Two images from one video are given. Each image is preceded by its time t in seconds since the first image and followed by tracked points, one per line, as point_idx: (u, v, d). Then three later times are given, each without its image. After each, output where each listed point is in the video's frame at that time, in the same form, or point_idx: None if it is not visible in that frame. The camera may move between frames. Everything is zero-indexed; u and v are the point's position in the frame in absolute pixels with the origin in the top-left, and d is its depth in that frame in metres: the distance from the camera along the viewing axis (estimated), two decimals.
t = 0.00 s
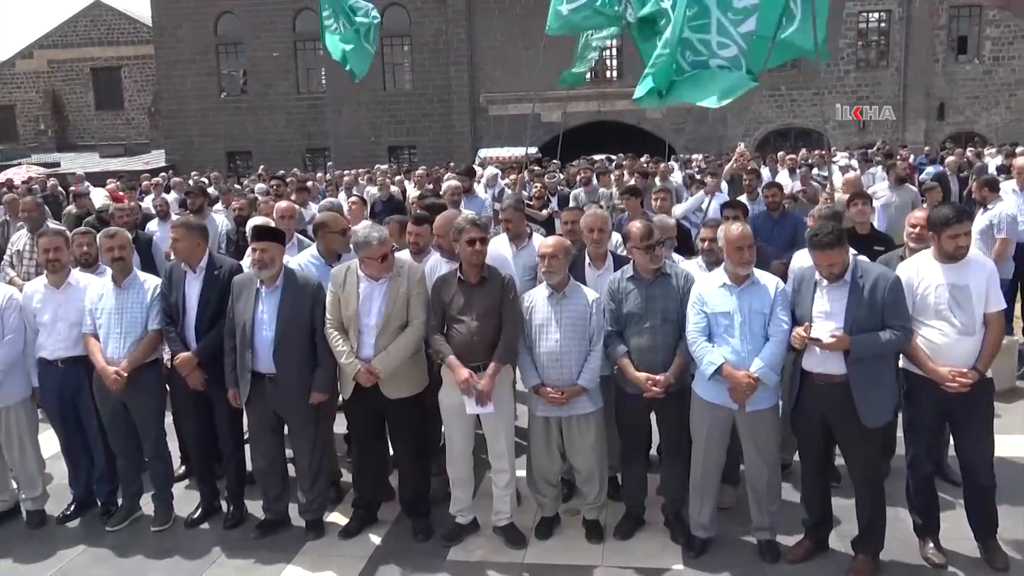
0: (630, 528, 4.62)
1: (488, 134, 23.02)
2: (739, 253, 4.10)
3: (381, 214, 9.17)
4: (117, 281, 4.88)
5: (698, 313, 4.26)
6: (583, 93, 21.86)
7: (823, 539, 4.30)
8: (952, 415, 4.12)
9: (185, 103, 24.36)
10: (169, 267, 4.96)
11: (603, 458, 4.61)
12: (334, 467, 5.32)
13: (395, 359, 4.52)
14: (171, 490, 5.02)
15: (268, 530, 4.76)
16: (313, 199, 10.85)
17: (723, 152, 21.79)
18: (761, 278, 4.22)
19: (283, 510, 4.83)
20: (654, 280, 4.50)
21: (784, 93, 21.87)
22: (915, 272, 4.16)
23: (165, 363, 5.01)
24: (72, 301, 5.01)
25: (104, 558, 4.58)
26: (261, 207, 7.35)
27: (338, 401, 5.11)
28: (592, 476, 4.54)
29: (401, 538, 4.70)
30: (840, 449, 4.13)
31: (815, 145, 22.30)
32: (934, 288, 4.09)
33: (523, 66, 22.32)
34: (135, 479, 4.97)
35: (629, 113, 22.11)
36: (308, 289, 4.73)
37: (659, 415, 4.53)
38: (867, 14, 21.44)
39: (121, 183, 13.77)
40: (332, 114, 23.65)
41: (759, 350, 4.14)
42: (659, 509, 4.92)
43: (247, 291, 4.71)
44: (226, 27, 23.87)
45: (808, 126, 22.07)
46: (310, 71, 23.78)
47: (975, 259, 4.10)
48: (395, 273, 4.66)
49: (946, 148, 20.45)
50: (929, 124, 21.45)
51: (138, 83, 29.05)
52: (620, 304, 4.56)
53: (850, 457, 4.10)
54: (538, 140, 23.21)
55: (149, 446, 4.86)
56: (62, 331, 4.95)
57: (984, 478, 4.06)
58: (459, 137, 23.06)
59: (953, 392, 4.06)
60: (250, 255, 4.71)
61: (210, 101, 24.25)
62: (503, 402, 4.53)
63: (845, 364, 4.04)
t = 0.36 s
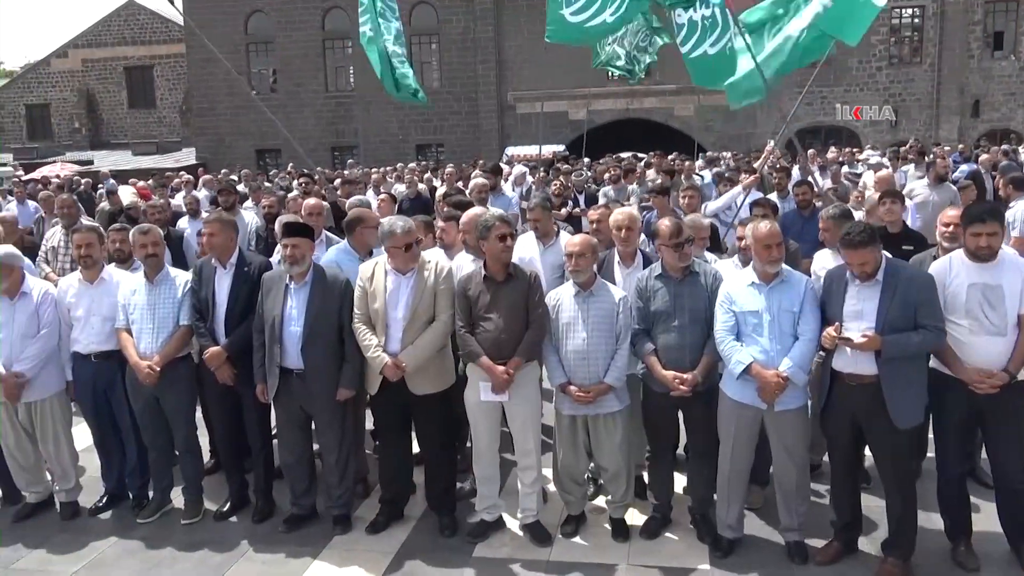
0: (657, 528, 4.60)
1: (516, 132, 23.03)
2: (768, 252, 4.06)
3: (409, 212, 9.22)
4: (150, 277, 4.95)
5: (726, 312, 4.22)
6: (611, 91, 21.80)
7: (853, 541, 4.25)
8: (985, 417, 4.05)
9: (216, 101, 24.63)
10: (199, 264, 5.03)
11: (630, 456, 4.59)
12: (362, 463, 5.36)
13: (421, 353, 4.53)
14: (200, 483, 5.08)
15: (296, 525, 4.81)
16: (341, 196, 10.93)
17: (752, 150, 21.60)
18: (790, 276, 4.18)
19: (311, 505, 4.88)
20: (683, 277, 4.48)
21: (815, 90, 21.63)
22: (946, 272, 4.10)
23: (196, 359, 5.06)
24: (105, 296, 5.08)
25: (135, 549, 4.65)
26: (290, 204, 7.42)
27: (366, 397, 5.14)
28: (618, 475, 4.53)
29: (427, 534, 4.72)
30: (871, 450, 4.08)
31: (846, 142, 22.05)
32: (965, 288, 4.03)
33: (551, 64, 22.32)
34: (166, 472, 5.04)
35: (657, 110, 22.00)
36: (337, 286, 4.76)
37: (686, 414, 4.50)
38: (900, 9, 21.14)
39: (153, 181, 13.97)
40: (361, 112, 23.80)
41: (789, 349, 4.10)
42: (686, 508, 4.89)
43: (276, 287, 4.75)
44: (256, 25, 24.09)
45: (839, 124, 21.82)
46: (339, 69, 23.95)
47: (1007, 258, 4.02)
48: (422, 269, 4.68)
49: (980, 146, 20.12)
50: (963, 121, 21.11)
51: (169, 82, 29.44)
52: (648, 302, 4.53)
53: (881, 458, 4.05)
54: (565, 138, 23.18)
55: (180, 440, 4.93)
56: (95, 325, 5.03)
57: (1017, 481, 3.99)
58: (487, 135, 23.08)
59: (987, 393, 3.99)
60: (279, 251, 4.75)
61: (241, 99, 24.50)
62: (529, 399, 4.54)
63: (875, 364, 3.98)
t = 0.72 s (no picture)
0: (687, 527, 4.57)
1: (546, 128, 23.01)
2: (802, 249, 4.01)
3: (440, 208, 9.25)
4: (184, 273, 5.02)
5: (759, 311, 4.18)
6: (642, 87, 21.69)
7: (888, 543, 4.19)
8: None
9: (249, 99, 24.89)
10: (231, 260, 5.08)
11: (660, 454, 4.56)
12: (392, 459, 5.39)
13: (450, 347, 4.53)
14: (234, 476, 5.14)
15: (327, 519, 4.85)
16: (372, 193, 11.00)
17: (786, 146, 21.37)
18: (825, 274, 4.12)
19: (342, 500, 4.91)
20: (715, 274, 4.44)
21: (849, 85, 21.34)
22: (986, 270, 4.04)
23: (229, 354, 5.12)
24: (141, 292, 5.16)
25: (170, 541, 4.72)
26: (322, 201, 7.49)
27: (396, 393, 5.16)
28: (649, 473, 4.51)
29: (457, 530, 4.73)
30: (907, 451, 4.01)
31: (881, 138, 21.72)
32: (1005, 286, 3.96)
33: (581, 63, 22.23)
34: (200, 466, 5.11)
35: (689, 107, 21.83)
36: (368, 283, 4.79)
37: (717, 413, 4.46)
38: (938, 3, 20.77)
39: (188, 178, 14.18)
40: (391, 109, 23.93)
41: (823, 348, 4.04)
42: (717, 507, 4.86)
43: (309, 282, 4.79)
44: (289, 23, 24.31)
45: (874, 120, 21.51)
46: (371, 67, 24.10)
47: None
48: (452, 265, 4.70)
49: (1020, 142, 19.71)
50: (1003, 116, 20.69)
51: (203, 80, 29.82)
52: (679, 299, 4.50)
53: (917, 459, 3.98)
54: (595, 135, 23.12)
55: (214, 433, 5.00)
56: (132, 320, 5.11)
57: None
58: (516, 131, 22.89)
59: None
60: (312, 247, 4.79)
61: (273, 97, 24.73)
62: (559, 396, 4.53)
63: (913, 364, 3.91)
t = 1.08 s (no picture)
0: (718, 525, 4.53)
1: (576, 124, 22.95)
2: (838, 249, 3.95)
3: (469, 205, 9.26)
4: (217, 268, 5.08)
5: (792, 309, 4.11)
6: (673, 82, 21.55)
7: (923, 545, 4.12)
8: None
9: (281, 96, 25.12)
10: (262, 255, 5.13)
11: (691, 452, 4.53)
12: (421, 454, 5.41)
13: (479, 342, 4.52)
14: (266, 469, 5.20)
15: (357, 513, 4.89)
16: (403, 190, 11.05)
17: (819, 142, 21.10)
18: (859, 272, 4.06)
19: (372, 494, 4.95)
20: (747, 270, 4.39)
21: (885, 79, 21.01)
22: None
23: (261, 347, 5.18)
24: (175, 286, 5.22)
25: (204, 533, 4.78)
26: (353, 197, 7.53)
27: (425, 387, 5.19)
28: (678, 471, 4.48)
29: (486, 525, 4.74)
30: (944, 452, 3.94)
31: (918, 134, 21.36)
32: None
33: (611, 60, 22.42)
34: (233, 458, 5.17)
35: (720, 102, 21.63)
36: (399, 278, 4.81)
37: (749, 411, 4.41)
38: None
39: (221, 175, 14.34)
40: (422, 105, 24.01)
41: (858, 346, 3.98)
42: (748, 507, 4.81)
43: (340, 278, 4.83)
44: (321, 21, 24.47)
45: (910, 115, 21.15)
46: (401, 63, 24.20)
47: None
48: (482, 260, 4.69)
49: None
50: None
51: (236, 77, 30.16)
52: (710, 295, 4.46)
53: (955, 460, 3.91)
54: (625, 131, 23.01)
55: (247, 426, 5.06)
56: (166, 315, 5.18)
57: None
58: (547, 128, 23.03)
59: None
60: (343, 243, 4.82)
61: (305, 93, 24.92)
62: (588, 392, 4.53)
63: (950, 363, 3.84)
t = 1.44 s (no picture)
0: (744, 526, 4.50)
1: (602, 122, 22.88)
2: (869, 249, 3.89)
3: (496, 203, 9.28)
4: (244, 265, 5.12)
5: (821, 309, 4.06)
6: (700, 79, 21.40)
7: (954, 548, 4.05)
8: None
9: (308, 95, 25.30)
10: (288, 253, 5.16)
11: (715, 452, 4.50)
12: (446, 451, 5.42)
13: (502, 341, 4.51)
14: (292, 465, 5.24)
15: (383, 509, 4.91)
16: (428, 187, 11.08)
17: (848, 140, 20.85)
18: (889, 271, 4.00)
19: (397, 491, 4.97)
20: (775, 269, 4.34)
21: (916, 76, 20.71)
22: None
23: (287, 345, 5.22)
24: (203, 284, 5.27)
25: (231, 528, 4.83)
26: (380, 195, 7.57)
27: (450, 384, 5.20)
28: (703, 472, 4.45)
29: (511, 523, 4.74)
30: (976, 454, 3.88)
31: (949, 131, 21.03)
32: None
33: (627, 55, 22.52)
34: (260, 454, 5.22)
35: (747, 100, 21.47)
36: (424, 276, 4.83)
37: (776, 412, 4.37)
38: None
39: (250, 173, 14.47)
40: (447, 104, 24.05)
41: (887, 347, 3.93)
42: (775, 508, 4.77)
43: (366, 276, 4.85)
44: (348, 20, 24.61)
45: (942, 112, 20.83)
46: (427, 62, 24.27)
47: None
48: (506, 258, 4.68)
49: None
50: None
51: (264, 77, 30.42)
52: (736, 294, 4.42)
53: (988, 464, 3.84)
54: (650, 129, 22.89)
55: (273, 423, 5.10)
56: (194, 312, 5.23)
57: None
58: (572, 126, 22.99)
59: None
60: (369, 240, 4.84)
61: (332, 92, 25.06)
62: (612, 392, 4.51)
63: (984, 364, 3.77)
